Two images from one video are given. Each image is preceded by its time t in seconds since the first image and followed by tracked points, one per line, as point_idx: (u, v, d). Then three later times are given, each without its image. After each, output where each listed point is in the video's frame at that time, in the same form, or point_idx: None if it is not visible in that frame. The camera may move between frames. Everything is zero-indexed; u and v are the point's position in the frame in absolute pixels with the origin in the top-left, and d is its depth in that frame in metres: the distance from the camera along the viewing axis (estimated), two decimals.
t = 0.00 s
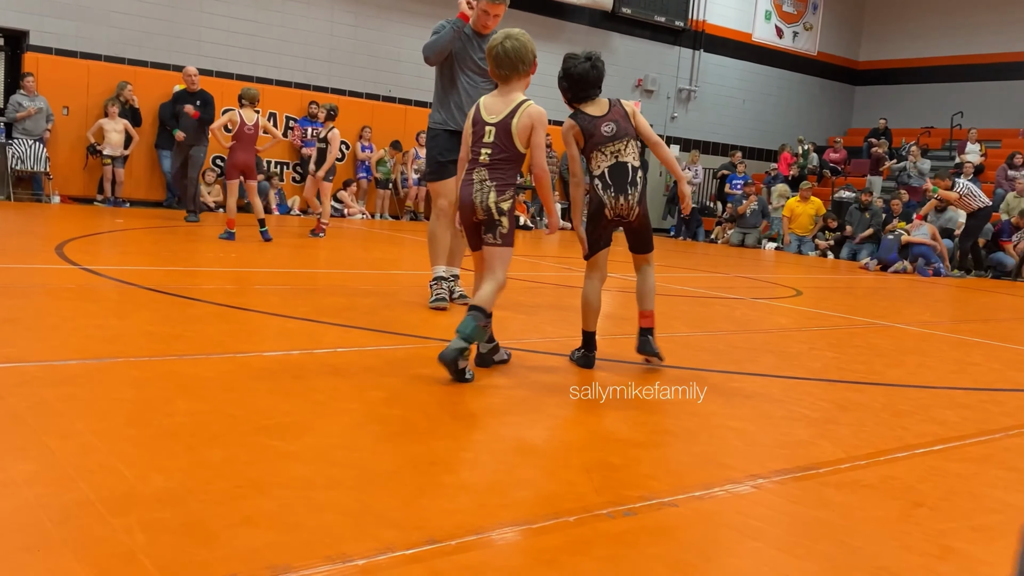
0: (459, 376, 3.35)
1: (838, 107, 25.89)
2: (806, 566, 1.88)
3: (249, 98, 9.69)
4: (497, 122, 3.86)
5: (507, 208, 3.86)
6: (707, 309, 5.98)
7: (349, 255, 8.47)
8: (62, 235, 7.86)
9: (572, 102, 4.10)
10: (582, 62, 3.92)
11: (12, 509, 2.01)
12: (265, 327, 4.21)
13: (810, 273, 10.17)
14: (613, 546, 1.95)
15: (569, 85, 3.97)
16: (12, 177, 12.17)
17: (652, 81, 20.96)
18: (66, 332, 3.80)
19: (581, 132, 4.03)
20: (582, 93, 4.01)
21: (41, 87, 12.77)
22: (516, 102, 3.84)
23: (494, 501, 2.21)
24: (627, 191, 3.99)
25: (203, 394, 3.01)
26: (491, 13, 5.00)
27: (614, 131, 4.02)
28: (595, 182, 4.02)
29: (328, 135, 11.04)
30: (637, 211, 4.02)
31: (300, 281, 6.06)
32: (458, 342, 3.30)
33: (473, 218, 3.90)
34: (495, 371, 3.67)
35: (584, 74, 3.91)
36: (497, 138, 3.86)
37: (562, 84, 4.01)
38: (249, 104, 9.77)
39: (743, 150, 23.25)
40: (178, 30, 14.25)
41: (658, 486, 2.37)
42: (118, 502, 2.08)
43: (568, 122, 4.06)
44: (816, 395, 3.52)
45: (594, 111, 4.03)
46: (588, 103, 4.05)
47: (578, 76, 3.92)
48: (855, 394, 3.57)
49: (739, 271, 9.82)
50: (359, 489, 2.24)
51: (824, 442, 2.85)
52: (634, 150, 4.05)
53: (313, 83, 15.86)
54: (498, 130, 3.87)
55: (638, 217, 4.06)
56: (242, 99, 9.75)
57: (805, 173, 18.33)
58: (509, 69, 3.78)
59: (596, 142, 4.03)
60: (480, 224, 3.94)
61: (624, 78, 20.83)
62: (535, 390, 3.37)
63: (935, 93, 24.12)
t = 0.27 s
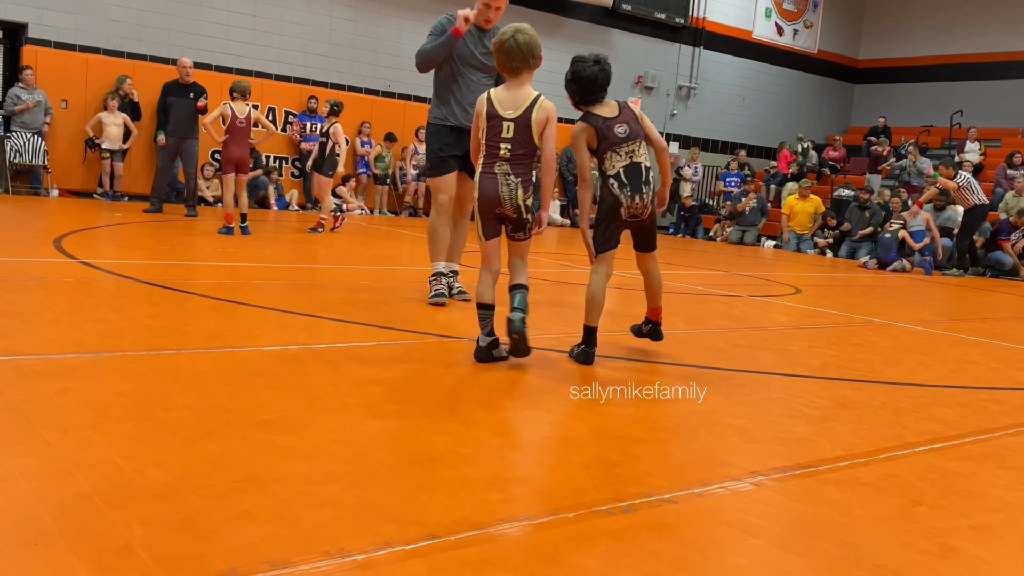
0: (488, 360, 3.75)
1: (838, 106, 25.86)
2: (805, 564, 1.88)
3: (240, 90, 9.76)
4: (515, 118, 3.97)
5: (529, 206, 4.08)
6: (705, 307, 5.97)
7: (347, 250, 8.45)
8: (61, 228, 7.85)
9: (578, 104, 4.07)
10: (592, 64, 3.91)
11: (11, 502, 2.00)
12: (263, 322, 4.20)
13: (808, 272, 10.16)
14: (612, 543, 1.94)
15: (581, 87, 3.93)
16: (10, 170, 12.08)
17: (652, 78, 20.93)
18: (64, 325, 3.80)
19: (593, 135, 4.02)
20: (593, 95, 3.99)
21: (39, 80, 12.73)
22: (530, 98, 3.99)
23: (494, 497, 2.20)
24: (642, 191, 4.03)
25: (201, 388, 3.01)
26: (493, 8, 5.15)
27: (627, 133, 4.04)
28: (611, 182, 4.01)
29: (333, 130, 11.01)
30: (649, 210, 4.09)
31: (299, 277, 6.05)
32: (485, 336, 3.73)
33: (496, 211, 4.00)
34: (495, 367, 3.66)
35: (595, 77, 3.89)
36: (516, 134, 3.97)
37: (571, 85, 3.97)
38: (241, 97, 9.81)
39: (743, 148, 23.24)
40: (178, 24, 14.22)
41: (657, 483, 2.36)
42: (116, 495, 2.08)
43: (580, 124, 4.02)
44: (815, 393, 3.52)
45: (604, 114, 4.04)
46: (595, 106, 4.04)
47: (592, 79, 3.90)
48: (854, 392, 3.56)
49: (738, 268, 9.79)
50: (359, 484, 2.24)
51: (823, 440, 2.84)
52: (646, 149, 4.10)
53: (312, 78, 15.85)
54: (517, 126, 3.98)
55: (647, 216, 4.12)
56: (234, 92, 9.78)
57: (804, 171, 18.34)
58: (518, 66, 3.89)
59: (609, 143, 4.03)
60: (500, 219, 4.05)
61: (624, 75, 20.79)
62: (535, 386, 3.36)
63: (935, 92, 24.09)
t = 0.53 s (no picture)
0: (491, 354, 3.76)
1: (839, 103, 25.85)
2: (809, 559, 1.88)
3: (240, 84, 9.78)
4: (529, 119, 4.14)
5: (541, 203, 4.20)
6: (707, 303, 5.97)
7: (348, 245, 8.45)
8: (61, 223, 7.85)
9: (615, 97, 4.21)
10: (634, 60, 4.10)
11: (14, 495, 2.01)
12: (265, 317, 4.20)
13: (809, 268, 10.16)
14: (615, 537, 1.95)
15: (623, 81, 4.10)
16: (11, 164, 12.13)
17: (653, 74, 20.92)
18: (66, 319, 3.80)
19: (631, 130, 4.18)
20: (632, 91, 4.15)
21: (40, 74, 12.73)
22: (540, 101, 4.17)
23: (498, 491, 2.21)
24: (667, 193, 4.25)
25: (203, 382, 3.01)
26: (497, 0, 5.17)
27: (660, 134, 4.24)
28: (642, 180, 4.19)
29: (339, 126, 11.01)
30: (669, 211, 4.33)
31: (301, 271, 6.05)
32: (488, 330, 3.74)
33: (516, 209, 4.11)
34: (498, 362, 3.66)
35: (637, 71, 4.08)
36: (531, 135, 4.14)
37: (612, 78, 4.12)
38: (240, 90, 9.81)
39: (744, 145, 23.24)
40: (179, 18, 14.21)
41: (660, 477, 2.37)
42: (120, 488, 2.08)
43: (620, 117, 4.16)
44: (816, 389, 3.52)
45: (642, 110, 4.20)
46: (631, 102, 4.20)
47: (634, 74, 4.08)
48: (856, 388, 3.57)
49: (739, 264, 9.79)
50: (363, 478, 2.24)
51: (825, 436, 2.85)
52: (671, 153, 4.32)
53: (313, 73, 15.84)
54: (529, 126, 4.15)
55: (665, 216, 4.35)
56: (233, 86, 9.78)
57: (805, 168, 18.34)
58: (524, 74, 4.05)
59: (645, 141, 4.21)
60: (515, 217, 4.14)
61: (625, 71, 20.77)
62: (537, 381, 3.36)
63: (937, 89, 24.09)
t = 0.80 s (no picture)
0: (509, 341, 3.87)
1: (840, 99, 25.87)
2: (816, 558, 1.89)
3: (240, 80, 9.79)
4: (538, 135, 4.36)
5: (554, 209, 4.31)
6: (709, 299, 5.96)
7: (349, 242, 8.45)
8: (62, 219, 7.85)
9: (644, 88, 4.27)
10: (667, 53, 4.15)
11: (22, 493, 2.01)
12: (268, 313, 4.21)
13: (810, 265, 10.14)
14: (627, 535, 1.95)
15: (655, 73, 4.15)
16: (11, 160, 12.20)
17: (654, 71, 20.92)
18: (70, 316, 3.81)
19: (657, 122, 4.23)
20: (661, 84, 4.22)
21: (41, 71, 12.78)
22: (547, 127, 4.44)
23: (505, 489, 2.21)
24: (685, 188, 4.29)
25: (209, 379, 3.01)
26: None
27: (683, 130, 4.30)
28: (664, 174, 4.23)
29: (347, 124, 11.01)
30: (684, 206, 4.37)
31: (304, 268, 6.05)
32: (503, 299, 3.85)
33: (535, 217, 4.21)
34: (501, 359, 3.67)
35: (670, 64, 4.14)
36: (542, 147, 4.34)
37: (643, 70, 4.18)
38: (240, 86, 9.82)
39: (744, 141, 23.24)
40: (179, 14, 14.19)
41: (667, 475, 2.37)
42: (129, 486, 2.09)
43: (648, 108, 4.21)
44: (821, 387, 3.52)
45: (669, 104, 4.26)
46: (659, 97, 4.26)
47: (666, 67, 4.13)
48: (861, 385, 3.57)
49: (740, 261, 9.79)
50: (370, 475, 2.24)
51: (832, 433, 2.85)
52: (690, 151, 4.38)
53: (314, 69, 15.78)
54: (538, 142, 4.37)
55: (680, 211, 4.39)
56: (234, 83, 9.81)
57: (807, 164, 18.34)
58: (526, 113, 4.40)
59: (669, 134, 4.26)
60: (532, 224, 4.22)
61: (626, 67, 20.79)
62: (541, 378, 3.36)
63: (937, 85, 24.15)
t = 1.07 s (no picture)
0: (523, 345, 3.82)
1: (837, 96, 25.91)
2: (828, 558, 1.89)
3: (239, 79, 9.77)
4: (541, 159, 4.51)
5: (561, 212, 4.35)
6: (711, 297, 5.96)
7: (348, 240, 8.43)
8: (60, 219, 7.82)
9: (642, 88, 4.26)
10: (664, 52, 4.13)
11: (31, 497, 1.99)
12: (271, 313, 4.19)
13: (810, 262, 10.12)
14: (639, 535, 1.95)
15: (654, 74, 4.14)
16: (8, 160, 12.07)
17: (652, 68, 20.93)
18: (73, 316, 3.79)
19: (657, 120, 4.22)
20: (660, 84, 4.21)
21: (37, 70, 12.75)
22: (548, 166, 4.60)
23: (516, 490, 2.20)
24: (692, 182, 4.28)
25: (215, 379, 3.00)
26: None
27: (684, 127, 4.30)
28: (670, 170, 4.22)
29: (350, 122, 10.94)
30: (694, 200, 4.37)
31: (304, 267, 6.04)
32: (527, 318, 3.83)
33: (545, 216, 4.21)
34: (505, 358, 3.66)
35: (669, 65, 4.12)
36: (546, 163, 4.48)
37: (642, 71, 4.17)
38: (240, 85, 9.78)
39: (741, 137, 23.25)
40: (176, 13, 14.14)
41: (676, 474, 2.37)
42: (138, 488, 2.08)
43: (647, 107, 4.21)
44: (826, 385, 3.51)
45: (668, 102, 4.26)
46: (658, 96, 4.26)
47: (665, 66, 4.12)
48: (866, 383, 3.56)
49: (739, 258, 9.78)
50: (379, 476, 2.23)
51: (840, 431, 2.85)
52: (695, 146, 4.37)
53: (311, 68, 15.73)
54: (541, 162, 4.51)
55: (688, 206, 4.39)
56: (232, 80, 9.76)
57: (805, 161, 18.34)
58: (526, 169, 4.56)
59: (671, 131, 4.25)
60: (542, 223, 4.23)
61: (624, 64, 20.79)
62: (546, 377, 3.36)
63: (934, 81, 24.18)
